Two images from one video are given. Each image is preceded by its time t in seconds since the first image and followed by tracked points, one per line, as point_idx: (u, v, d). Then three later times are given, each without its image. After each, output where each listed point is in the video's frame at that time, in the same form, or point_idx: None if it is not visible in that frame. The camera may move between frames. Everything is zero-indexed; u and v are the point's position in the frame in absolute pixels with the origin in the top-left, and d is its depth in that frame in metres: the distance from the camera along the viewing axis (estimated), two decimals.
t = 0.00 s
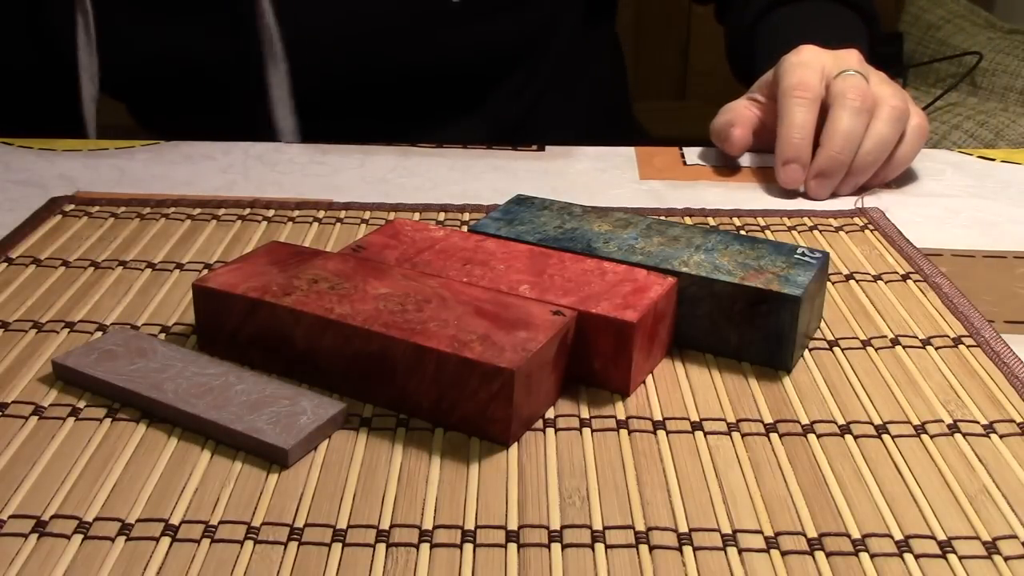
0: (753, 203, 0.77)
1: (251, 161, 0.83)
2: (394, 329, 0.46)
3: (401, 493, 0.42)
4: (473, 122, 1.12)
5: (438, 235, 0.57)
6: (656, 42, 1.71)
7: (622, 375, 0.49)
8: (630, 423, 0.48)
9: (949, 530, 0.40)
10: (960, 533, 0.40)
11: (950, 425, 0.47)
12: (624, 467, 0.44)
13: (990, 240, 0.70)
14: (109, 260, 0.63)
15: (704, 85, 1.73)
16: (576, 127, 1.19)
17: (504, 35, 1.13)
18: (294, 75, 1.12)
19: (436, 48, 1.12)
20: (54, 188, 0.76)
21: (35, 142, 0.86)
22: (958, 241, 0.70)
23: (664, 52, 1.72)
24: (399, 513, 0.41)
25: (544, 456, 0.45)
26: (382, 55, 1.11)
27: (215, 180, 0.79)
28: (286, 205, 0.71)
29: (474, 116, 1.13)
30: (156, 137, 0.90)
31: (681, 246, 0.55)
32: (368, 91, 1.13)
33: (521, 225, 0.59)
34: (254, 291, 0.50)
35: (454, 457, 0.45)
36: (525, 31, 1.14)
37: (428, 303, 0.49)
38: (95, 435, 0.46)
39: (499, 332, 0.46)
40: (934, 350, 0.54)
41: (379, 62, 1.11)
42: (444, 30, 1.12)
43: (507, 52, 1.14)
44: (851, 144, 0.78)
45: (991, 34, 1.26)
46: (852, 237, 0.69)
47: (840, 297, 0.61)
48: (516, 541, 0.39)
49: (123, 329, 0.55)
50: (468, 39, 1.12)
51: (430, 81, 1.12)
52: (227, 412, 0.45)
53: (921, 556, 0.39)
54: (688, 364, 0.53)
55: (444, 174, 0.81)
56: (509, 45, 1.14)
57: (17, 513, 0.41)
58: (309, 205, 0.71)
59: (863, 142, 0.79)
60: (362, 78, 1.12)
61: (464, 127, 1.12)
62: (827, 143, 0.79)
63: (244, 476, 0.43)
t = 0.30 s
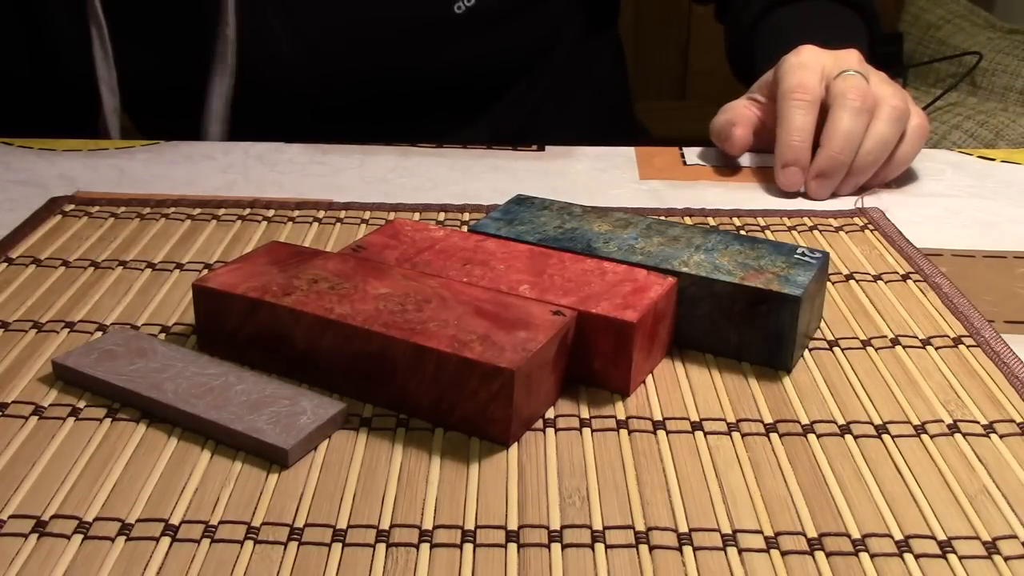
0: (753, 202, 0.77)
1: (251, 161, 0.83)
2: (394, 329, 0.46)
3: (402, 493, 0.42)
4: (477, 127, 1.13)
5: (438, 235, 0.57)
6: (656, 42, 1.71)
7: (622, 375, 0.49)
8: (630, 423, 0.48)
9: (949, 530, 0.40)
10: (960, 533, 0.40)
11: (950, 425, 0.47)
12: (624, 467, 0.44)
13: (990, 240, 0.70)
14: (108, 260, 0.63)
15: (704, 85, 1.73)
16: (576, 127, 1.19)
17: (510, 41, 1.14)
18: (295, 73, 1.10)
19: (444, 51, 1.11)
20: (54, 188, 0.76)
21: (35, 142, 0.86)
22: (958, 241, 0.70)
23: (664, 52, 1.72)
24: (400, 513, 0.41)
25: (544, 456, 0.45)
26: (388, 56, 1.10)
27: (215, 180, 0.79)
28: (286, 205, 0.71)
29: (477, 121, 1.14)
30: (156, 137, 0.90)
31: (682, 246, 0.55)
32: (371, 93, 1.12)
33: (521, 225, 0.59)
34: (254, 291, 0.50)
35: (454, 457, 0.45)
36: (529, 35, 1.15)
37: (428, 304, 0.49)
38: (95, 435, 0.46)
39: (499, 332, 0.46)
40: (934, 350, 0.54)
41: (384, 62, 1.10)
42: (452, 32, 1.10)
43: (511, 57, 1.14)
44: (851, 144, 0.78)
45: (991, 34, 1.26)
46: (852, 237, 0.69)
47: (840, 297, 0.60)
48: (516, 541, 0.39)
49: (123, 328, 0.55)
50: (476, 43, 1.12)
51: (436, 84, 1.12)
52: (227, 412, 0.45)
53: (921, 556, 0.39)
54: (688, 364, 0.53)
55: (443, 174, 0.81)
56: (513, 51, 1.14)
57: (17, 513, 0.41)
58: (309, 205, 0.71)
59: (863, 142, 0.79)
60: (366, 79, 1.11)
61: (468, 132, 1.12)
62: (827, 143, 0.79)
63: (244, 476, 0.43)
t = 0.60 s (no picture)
0: (753, 202, 0.77)
1: (251, 161, 0.83)
2: (394, 329, 0.46)
3: (402, 493, 0.42)
4: (482, 130, 1.13)
5: (438, 235, 0.57)
6: (656, 43, 1.71)
7: (622, 375, 0.49)
8: (630, 423, 0.48)
9: (949, 530, 0.40)
10: (960, 533, 0.40)
11: (950, 425, 0.47)
12: (624, 467, 0.44)
13: (990, 240, 0.70)
14: (108, 260, 0.63)
15: (704, 85, 1.73)
16: (576, 125, 1.20)
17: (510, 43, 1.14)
18: (295, 77, 1.09)
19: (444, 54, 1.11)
20: (54, 188, 0.76)
21: (35, 142, 0.86)
22: (958, 241, 0.70)
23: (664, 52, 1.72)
24: (400, 513, 0.41)
25: (544, 456, 0.45)
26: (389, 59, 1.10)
27: (216, 180, 0.79)
28: (286, 205, 0.71)
29: (478, 123, 1.14)
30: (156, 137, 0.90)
31: (682, 246, 0.55)
32: (372, 95, 1.12)
33: (521, 225, 0.59)
34: (254, 291, 0.50)
35: (454, 457, 0.45)
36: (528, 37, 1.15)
37: (428, 303, 0.49)
38: (96, 435, 0.46)
39: (499, 332, 0.46)
40: (934, 350, 0.54)
41: (384, 65, 1.10)
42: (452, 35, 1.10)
43: (511, 58, 1.14)
44: (852, 145, 0.78)
45: (990, 34, 1.26)
46: (852, 237, 0.69)
47: (840, 297, 0.60)
48: (516, 541, 0.39)
49: (123, 327, 0.55)
50: (475, 46, 1.12)
51: (437, 86, 1.12)
52: (227, 412, 0.45)
53: (921, 557, 0.39)
54: (688, 364, 0.53)
55: (443, 174, 0.81)
56: (514, 52, 1.14)
57: (17, 513, 0.41)
58: (309, 205, 0.71)
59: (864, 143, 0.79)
60: (366, 81, 1.11)
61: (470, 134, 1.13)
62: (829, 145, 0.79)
63: (244, 476, 0.43)
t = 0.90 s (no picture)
0: (753, 202, 0.77)
1: (251, 161, 0.83)
2: (394, 329, 0.46)
3: (402, 493, 0.42)
4: (483, 131, 1.13)
5: (438, 235, 0.57)
6: (656, 44, 1.72)
7: (622, 375, 0.49)
8: (630, 423, 0.48)
9: (949, 530, 0.40)
10: (960, 532, 0.40)
11: (950, 425, 0.47)
12: (624, 467, 0.44)
13: (990, 240, 0.70)
14: (108, 260, 0.63)
15: (704, 85, 1.73)
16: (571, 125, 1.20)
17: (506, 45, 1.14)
18: (291, 83, 1.08)
19: (441, 58, 1.10)
20: (54, 188, 0.76)
21: (35, 143, 0.86)
22: (958, 241, 0.70)
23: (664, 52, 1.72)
24: (400, 513, 0.41)
25: (544, 456, 0.45)
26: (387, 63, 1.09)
27: (216, 180, 0.79)
28: (286, 205, 0.71)
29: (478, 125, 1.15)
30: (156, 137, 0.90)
31: (682, 246, 0.55)
32: (373, 98, 1.11)
33: (521, 225, 0.59)
34: (254, 291, 0.50)
35: (454, 457, 0.45)
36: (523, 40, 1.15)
37: (428, 303, 0.49)
38: (96, 435, 0.46)
39: (499, 332, 0.46)
40: (934, 349, 0.54)
41: (381, 68, 1.10)
42: (449, 39, 1.10)
43: (508, 60, 1.14)
44: (852, 146, 0.78)
45: (990, 34, 1.26)
46: (852, 237, 0.69)
47: (840, 297, 0.61)
48: (516, 541, 0.39)
49: (123, 327, 0.55)
50: (472, 49, 1.12)
51: (435, 90, 1.12)
52: (227, 413, 0.45)
53: (921, 557, 0.39)
54: (688, 364, 0.53)
55: (443, 174, 0.81)
56: (513, 54, 1.15)
57: (17, 513, 0.41)
58: (309, 205, 0.71)
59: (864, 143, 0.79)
60: (366, 85, 1.10)
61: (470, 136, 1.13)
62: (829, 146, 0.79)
63: (244, 476, 0.43)
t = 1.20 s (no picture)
0: (753, 202, 0.77)
1: (251, 161, 0.83)
2: (394, 329, 0.46)
3: (401, 493, 0.42)
4: (484, 132, 1.14)
5: (438, 235, 0.57)
6: (656, 43, 1.72)
7: (622, 375, 0.49)
8: (630, 423, 0.48)
9: (949, 530, 0.40)
10: (960, 533, 0.40)
11: (950, 425, 0.47)
12: (624, 467, 0.44)
13: (990, 240, 0.70)
14: (108, 260, 0.63)
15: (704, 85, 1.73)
16: (571, 127, 1.20)
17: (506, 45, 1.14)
18: (291, 83, 1.08)
19: (441, 58, 1.10)
20: (54, 188, 0.76)
21: (35, 142, 0.86)
22: (958, 241, 0.70)
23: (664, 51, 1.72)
24: (400, 513, 0.41)
25: (544, 456, 0.45)
26: (387, 63, 1.09)
27: (216, 180, 0.79)
28: (286, 205, 0.71)
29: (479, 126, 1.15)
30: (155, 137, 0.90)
31: (682, 247, 0.55)
32: (374, 98, 1.11)
33: (521, 225, 0.59)
34: (254, 291, 0.50)
35: (454, 457, 0.45)
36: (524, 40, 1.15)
37: (428, 303, 0.49)
38: (96, 434, 0.46)
39: (499, 332, 0.46)
40: (934, 349, 0.54)
41: (381, 69, 1.10)
42: (450, 39, 1.10)
43: (508, 61, 1.15)
44: (852, 146, 0.78)
45: (990, 34, 1.26)
46: (852, 237, 0.69)
47: (840, 297, 0.61)
48: (516, 541, 0.39)
49: (122, 327, 0.55)
50: (472, 50, 1.12)
51: (435, 90, 1.12)
52: (227, 413, 0.45)
53: (921, 557, 0.39)
54: (688, 364, 0.53)
55: (443, 174, 0.81)
56: (513, 55, 1.15)
57: (17, 513, 0.41)
58: (309, 205, 0.71)
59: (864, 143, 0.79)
60: (366, 85, 1.10)
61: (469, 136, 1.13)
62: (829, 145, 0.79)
63: (244, 476, 0.43)
